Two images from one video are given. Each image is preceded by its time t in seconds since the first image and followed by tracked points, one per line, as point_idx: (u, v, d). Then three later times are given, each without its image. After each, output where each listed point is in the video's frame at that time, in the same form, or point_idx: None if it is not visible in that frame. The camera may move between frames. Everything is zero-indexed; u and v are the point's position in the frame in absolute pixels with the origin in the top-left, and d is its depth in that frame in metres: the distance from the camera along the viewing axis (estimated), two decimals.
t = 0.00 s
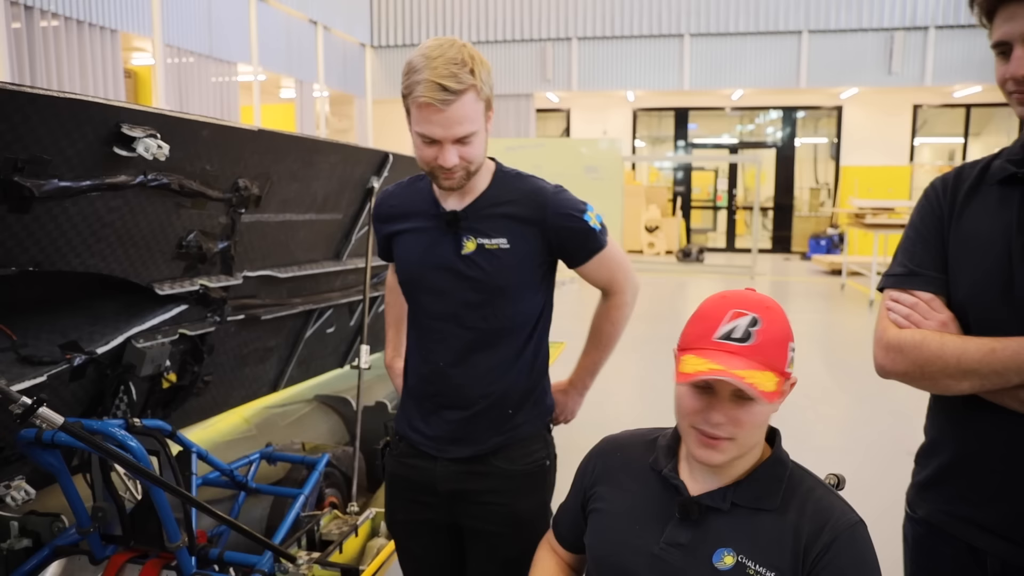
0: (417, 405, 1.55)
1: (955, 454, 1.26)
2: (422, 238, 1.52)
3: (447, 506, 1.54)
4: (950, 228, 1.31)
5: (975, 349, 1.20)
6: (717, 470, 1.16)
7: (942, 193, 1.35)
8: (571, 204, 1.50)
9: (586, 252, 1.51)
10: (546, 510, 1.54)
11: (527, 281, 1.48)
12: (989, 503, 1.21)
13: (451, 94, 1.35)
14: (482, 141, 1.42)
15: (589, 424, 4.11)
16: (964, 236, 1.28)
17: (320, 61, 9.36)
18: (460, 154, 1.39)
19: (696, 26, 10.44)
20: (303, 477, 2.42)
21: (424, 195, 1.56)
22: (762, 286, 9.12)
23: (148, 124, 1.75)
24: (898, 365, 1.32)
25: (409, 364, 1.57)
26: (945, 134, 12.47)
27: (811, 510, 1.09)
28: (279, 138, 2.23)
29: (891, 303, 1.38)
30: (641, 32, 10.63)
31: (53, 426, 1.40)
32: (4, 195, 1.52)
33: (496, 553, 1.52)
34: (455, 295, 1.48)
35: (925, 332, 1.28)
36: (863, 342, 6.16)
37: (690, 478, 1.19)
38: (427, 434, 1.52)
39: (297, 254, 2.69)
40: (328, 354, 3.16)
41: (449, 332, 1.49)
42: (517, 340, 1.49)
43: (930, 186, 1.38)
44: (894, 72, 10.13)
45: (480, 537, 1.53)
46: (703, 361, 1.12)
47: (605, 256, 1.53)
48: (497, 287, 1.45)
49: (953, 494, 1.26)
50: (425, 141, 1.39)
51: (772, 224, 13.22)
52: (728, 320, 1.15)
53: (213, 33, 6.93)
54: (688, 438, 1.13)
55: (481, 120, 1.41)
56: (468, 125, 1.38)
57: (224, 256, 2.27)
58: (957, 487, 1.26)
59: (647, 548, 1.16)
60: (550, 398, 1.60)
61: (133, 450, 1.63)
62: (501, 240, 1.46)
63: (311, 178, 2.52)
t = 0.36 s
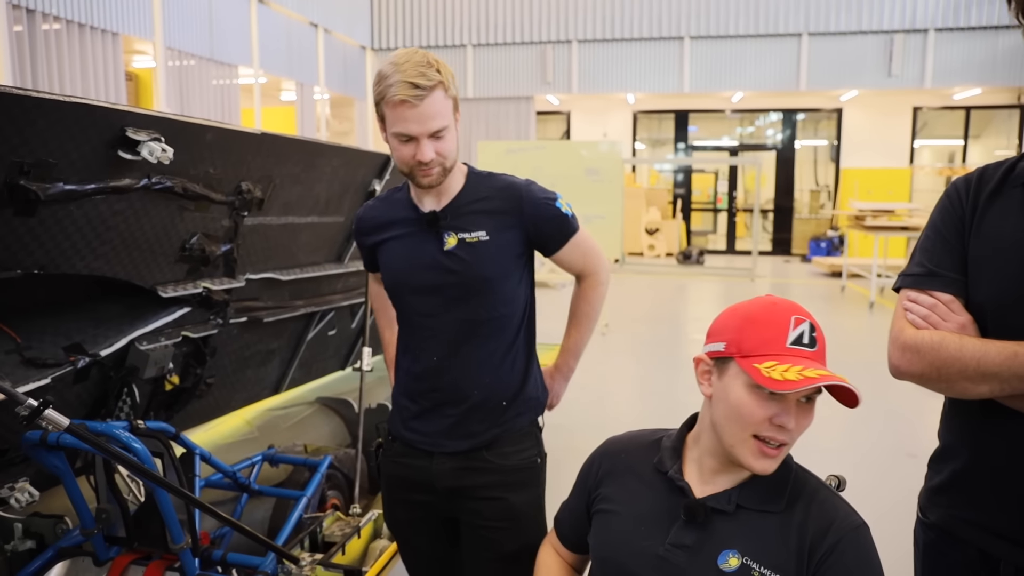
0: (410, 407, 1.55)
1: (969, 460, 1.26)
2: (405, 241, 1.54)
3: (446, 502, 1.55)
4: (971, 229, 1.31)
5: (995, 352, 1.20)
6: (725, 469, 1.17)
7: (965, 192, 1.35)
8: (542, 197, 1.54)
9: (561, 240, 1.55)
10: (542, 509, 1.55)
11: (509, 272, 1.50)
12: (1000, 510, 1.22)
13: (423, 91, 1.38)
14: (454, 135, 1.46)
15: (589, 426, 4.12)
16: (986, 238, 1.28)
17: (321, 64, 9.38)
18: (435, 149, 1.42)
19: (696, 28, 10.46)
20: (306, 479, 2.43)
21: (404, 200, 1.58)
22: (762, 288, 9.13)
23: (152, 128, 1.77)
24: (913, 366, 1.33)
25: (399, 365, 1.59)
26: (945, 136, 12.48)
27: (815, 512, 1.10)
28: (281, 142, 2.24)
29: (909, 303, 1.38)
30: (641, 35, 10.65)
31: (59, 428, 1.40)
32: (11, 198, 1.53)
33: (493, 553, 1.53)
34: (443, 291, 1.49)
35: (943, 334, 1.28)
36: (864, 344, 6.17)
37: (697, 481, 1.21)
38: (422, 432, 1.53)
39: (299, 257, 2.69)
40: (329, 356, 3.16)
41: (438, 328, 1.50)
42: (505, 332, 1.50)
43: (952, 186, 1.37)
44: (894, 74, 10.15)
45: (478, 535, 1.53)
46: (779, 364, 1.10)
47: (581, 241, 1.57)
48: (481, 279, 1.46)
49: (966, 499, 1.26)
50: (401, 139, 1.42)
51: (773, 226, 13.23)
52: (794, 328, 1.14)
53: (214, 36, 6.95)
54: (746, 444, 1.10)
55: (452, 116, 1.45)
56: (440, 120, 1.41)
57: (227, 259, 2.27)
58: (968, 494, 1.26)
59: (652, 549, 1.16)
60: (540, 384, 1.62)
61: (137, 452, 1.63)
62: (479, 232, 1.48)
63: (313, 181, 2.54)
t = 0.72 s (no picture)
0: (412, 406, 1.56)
1: (973, 461, 1.26)
2: (403, 246, 1.54)
3: (448, 503, 1.56)
4: (976, 233, 1.32)
5: (998, 355, 1.20)
6: (726, 469, 1.18)
7: (968, 197, 1.35)
8: (536, 194, 1.56)
9: (559, 237, 1.56)
10: (543, 510, 1.56)
11: (509, 275, 1.51)
12: (1003, 511, 1.23)
13: (430, 82, 1.42)
14: (458, 131, 1.48)
15: (589, 428, 4.12)
16: (990, 242, 1.28)
17: (321, 67, 9.39)
18: (443, 140, 1.44)
19: (696, 31, 10.48)
20: (306, 481, 2.43)
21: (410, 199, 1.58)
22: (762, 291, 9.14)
23: (154, 131, 1.78)
24: (917, 369, 1.33)
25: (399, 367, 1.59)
26: (944, 139, 12.50)
27: (820, 512, 1.10)
28: (283, 144, 2.25)
29: (913, 305, 1.38)
30: (641, 38, 10.68)
31: (61, 429, 1.41)
32: (13, 200, 1.54)
33: (492, 554, 1.53)
34: (445, 295, 1.49)
35: (948, 337, 1.29)
36: (864, 346, 6.18)
37: (704, 473, 1.20)
38: (427, 433, 1.53)
39: (300, 259, 2.69)
40: (330, 358, 3.16)
41: (442, 331, 1.50)
42: (508, 334, 1.52)
43: (956, 189, 1.38)
44: (893, 77, 10.16)
45: (478, 534, 1.54)
46: (705, 359, 1.16)
47: (578, 235, 1.58)
48: (483, 283, 1.47)
49: (969, 500, 1.27)
50: (409, 131, 1.43)
51: (772, 229, 13.23)
52: (736, 322, 1.19)
53: (214, 39, 6.96)
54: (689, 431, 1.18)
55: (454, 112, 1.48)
56: (447, 111, 1.44)
57: (228, 261, 2.28)
58: (971, 495, 1.26)
59: (659, 541, 1.16)
60: (541, 385, 1.63)
61: (139, 453, 1.64)
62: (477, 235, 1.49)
63: (314, 183, 2.55)
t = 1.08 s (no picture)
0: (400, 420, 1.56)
1: (971, 460, 1.26)
2: (403, 245, 1.55)
3: (439, 515, 1.56)
4: (974, 233, 1.32)
5: (995, 355, 1.21)
6: (718, 472, 1.18)
7: (966, 198, 1.36)
8: (546, 196, 1.55)
9: (578, 237, 1.54)
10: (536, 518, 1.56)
11: (515, 281, 1.51)
12: (1001, 510, 1.22)
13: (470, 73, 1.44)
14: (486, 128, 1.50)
15: (588, 431, 4.12)
16: (988, 243, 1.29)
17: (320, 69, 9.39)
18: (476, 134, 1.45)
19: (695, 34, 10.50)
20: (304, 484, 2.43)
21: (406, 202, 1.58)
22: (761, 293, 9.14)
23: (152, 133, 1.78)
24: (915, 368, 1.33)
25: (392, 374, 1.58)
26: (942, 141, 12.52)
27: (815, 511, 1.10)
28: (282, 146, 2.25)
29: (911, 306, 1.38)
30: (639, 40, 10.70)
31: (58, 431, 1.41)
32: (10, 202, 1.54)
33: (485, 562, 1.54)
34: (441, 299, 1.49)
35: (946, 337, 1.29)
36: (862, 348, 6.19)
37: (702, 477, 1.20)
38: (417, 444, 1.53)
39: (298, 262, 2.69)
40: (328, 361, 3.16)
41: (439, 335, 1.50)
42: (505, 339, 1.52)
43: (954, 190, 1.38)
44: (891, 80, 10.18)
45: (470, 543, 1.54)
46: (680, 359, 1.19)
47: (600, 232, 1.54)
48: (485, 288, 1.48)
49: (966, 500, 1.27)
50: (445, 120, 1.43)
51: (771, 231, 13.25)
52: (710, 323, 1.22)
53: (213, 42, 6.96)
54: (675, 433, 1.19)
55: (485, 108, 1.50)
56: (482, 105, 1.46)
57: (226, 264, 2.28)
58: (969, 495, 1.26)
59: (655, 544, 1.16)
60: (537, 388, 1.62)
61: (136, 455, 1.64)
62: (484, 239, 1.50)
63: (312, 186, 2.55)
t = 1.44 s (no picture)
0: (388, 426, 1.56)
1: (966, 462, 1.26)
2: (393, 247, 1.55)
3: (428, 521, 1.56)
4: (970, 234, 1.31)
5: (990, 356, 1.20)
6: (716, 478, 1.17)
7: (964, 198, 1.35)
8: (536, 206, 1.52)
9: (567, 254, 1.52)
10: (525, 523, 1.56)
11: (505, 290, 1.50)
12: (997, 512, 1.22)
13: (451, 67, 1.45)
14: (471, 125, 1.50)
15: (585, 433, 4.12)
16: (984, 243, 1.28)
17: (318, 71, 9.39)
18: (455, 129, 1.45)
19: (694, 35, 10.50)
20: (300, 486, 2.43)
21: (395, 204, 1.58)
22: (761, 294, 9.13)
23: (146, 135, 1.77)
24: (911, 369, 1.32)
25: (382, 379, 1.58)
26: (942, 143, 12.52)
27: (809, 516, 1.10)
28: (277, 148, 2.25)
29: (907, 307, 1.38)
30: (638, 42, 10.70)
31: (50, 433, 1.40)
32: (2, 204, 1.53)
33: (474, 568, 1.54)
34: (432, 304, 1.50)
35: (942, 337, 1.28)
36: (861, 350, 6.18)
37: (699, 483, 1.18)
38: (403, 450, 1.53)
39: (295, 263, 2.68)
40: (324, 363, 3.16)
41: (431, 339, 1.49)
42: (497, 342, 1.52)
43: (951, 191, 1.38)
44: (891, 81, 10.17)
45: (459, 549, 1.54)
46: (687, 361, 1.17)
47: (590, 249, 1.54)
48: (475, 293, 1.48)
49: (961, 502, 1.26)
50: (422, 114, 1.45)
51: (771, 232, 13.25)
52: (719, 325, 1.19)
53: (211, 44, 6.96)
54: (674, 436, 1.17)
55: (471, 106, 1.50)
56: (463, 100, 1.46)
57: (221, 265, 2.28)
58: (964, 497, 1.26)
59: (651, 554, 1.15)
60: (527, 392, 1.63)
61: (130, 458, 1.63)
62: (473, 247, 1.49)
63: (308, 188, 2.55)
